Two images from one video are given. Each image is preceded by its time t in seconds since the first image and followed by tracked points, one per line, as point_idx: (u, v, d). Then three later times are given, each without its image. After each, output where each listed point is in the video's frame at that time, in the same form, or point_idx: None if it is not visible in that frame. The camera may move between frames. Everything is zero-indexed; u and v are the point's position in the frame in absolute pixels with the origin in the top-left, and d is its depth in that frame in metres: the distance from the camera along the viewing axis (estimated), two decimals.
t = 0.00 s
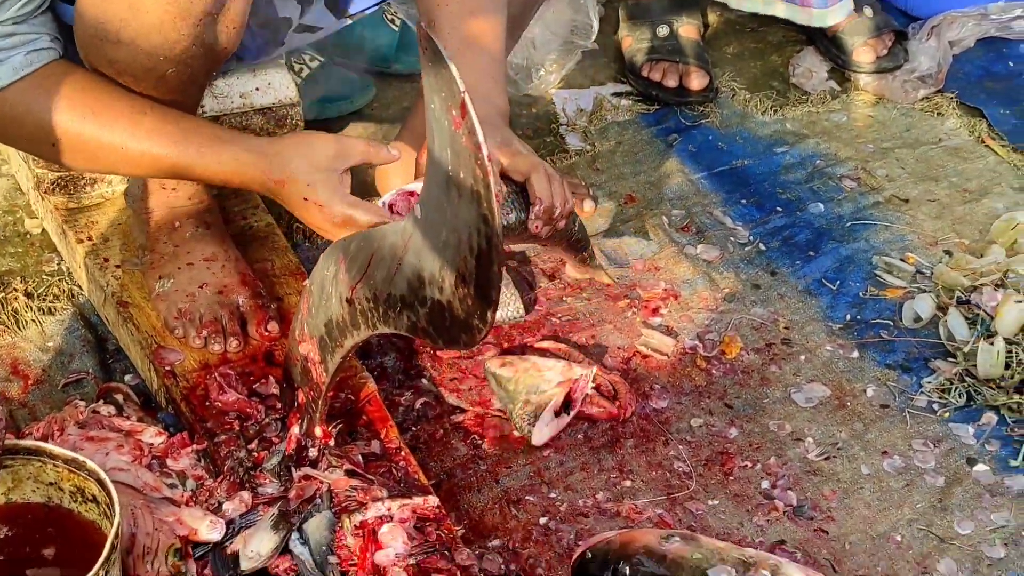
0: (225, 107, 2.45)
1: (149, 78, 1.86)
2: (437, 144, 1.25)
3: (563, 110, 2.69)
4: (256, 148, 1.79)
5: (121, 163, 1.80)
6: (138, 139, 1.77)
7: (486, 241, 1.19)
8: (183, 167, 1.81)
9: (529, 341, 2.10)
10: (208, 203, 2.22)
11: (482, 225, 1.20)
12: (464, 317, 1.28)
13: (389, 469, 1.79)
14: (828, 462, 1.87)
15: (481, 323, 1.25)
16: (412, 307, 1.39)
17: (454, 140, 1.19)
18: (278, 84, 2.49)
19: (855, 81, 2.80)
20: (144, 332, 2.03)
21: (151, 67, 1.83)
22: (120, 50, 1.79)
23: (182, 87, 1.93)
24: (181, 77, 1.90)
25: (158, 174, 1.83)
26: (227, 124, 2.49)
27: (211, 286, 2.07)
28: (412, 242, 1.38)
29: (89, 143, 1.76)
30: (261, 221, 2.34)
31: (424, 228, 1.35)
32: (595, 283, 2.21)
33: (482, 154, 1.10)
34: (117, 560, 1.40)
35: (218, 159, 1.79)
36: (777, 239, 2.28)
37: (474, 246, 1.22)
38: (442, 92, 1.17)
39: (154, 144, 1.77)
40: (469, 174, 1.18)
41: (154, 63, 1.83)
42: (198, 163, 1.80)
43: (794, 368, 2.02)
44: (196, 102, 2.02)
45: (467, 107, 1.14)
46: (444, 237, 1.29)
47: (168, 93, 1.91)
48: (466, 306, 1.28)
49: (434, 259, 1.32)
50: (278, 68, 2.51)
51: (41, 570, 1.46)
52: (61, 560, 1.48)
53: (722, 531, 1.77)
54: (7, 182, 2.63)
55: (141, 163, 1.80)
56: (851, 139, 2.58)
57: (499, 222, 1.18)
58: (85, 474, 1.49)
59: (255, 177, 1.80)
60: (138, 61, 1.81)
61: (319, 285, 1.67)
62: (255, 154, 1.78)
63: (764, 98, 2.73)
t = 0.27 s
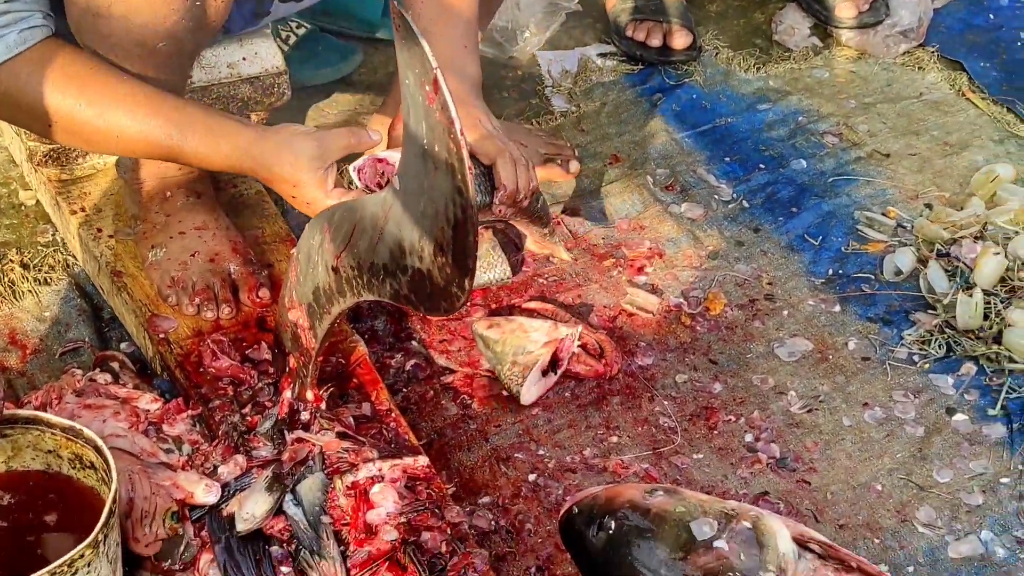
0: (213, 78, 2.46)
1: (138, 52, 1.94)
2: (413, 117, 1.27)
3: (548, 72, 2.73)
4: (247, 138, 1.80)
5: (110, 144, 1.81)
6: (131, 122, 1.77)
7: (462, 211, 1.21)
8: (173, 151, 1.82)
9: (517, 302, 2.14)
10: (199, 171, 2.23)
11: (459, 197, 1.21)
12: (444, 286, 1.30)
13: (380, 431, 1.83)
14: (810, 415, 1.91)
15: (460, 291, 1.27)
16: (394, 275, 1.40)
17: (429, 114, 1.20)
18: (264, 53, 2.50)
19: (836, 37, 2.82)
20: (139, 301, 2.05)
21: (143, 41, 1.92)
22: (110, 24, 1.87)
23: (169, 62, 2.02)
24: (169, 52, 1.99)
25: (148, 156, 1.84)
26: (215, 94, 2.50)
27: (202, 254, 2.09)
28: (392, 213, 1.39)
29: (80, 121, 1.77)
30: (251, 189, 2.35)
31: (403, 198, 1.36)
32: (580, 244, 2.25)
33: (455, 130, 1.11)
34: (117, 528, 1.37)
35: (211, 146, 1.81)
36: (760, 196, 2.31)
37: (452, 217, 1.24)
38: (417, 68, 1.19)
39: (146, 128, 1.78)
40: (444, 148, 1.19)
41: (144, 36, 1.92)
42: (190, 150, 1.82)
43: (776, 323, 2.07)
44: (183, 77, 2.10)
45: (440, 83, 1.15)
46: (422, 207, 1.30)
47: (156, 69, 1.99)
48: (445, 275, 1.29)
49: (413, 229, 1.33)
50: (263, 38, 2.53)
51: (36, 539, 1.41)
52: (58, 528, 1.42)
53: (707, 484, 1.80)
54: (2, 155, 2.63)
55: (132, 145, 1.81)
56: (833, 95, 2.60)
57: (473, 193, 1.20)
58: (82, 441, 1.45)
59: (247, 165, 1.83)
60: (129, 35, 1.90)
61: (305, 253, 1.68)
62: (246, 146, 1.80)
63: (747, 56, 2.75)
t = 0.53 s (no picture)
0: (207, 57, 2.47)
1: (133, 35, 1.96)
2: (400, 99, 1.29)
3: (539, 45, 2.77)
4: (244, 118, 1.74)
5: (112, 128, 1.83)
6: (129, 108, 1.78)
7: (446, 191, 1.23)
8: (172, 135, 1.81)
9: (509, 273, 2.18)
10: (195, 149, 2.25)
11: (443, 177, 1.24)
12: (432, 262, 1.32)
13: (376, 401, 1.87)
14: (797, 379, 1.95)
15: (447, 268, 1.30)
16: (385, 252, 1.43)
17: (414, 97, 1.23)
18: (258, 32, 2.51)
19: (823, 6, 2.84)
20: (139, 278, 2.08)
21: (137, 25, 1.94)
22: (106, 8, 1.89)
23: (164, 44, 2.04)
24: (164, 34, 2.01)
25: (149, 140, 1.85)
26: (208, 74, 2.49)
27: (200, 232, 2.12)
28: (382, 192, 1.42)
29: (80, 105, 1.79)
30: (247, 165, 2.38)
31: (392, 178, 1.39)
32: (572, 215, 2.29)
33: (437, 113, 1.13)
34: (119, 498, 1.39)
35: (209, 129, 1.78)
36: (748, 164, 2.34)
37: (437, 196, 1.26)
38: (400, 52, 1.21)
39: (145, 112, 1.79)
40: (428, 130, 1.21)
41: (139, 19, 1.94)
42: (187, 135, 1.81)
43: (764, 290, 2.11)
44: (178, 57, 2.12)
45: (423, 67, 1.17)
46: (410, 186, 1.33)
47: (152, 52, 2.02)
48: (433, 252, 1.32)
49: (402, 207, 1.36)
50: (257, 18, 2.53)
51: (47, 513, 1.45)
52: (66, 501, 1.47)
53: (696, 448, 1.85)
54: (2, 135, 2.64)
55: (131, 129, 1.82)
56: (820, 63, 2.65)
57: (458, 173, 1.22)
58: (86, 417, 1.47)
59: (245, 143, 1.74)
60: (123, 19, 1.92)
61: (300, 231, 1.70)
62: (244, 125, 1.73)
63: (735, 26, 2.78)
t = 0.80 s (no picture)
0: (201, 53, 2.48)
1: (125, 32, 1.99)
2: (388, 98, 1.32)
3: (528, 37, 2.88)
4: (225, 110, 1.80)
5: (98, 121, 1.88)
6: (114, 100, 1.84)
7: (434, 187, 1.26)
8: (156, 126, 1.88)
9: (500, 262, 2.21)
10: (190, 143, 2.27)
11: (431, 174, 1.26)
12: (421, 257, 1.35)
13: (370, 390, 1.90)
14: (783, 364, 2.00)
15: (436, 263, 1.32)
16: (376, 246, 1.46)
17: (402, 97, 1.25)
18: (252, 28, 2.51)
19: None
20: (136, 271, 2.10)
21: (129, 22, 1.97)
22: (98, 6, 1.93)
23: (158, 41, 2.06)
24: (157, 32, 2.03)
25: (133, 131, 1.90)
26: (203, 69, 2.52)
27: (196, 225, 2.14)
28: (373, 188, 1.44)
29: (67, 99, 1.84)
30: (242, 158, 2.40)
31: (381, 174, 1.41)
32: (562, 205, 2.34)
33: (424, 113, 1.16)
34: (120, 488, 1.43)
35: (191, 119, 1.85)
36: (736, 152, 2.44)
37: (426, 193, 1.28)
38: (388, 54, 1.23)
39: (128, 105, 1.84)
40: (416, 129, 1.24)
41: (131, 18, 1.97)
42: (172, 127, 1.87)
43: (751, 276, 2.17)
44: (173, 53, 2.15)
45: (410, 68, 1.20)
46: (399, 183, 1.35)
47: (145, 49, 2.05)
48: (422, 247, 1.34)
49: (392, 204, 1.39)
50: (249, 12, 2.53)
51: (50, 503, 1.49)
52: (70, 491, 1.51)
53: (685, 432, 1.88)
54: None
55: (116, 121, 1.88)
56: (806, 51, 2.79)
57: (446, 170, 1.24)
58: (86, 409, 1.50)
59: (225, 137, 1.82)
60: (115, 17, 1.95)
61: (293, 226, 1.73)
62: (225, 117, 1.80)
63: (722, 15, 2.92)
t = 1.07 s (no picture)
0: (191, 50, 2.47)
1: (111, 29, 1.98)
2: (375, 98, 1.32)
3: (519, 31, 2.89)
4: (217, 110, 1.87)
5: (82, 115, 1.89)
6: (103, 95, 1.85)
7: (422, 187, 1.26)
8: (142, 121, 1.89)
9: (491, 258, 2.21)
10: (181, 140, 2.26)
11: (419, 174, 1.26)
12: (409, 256, 1.35)
13: (362, 386, 1.90)
14: (773, 358, 2.00)
15: (423, 262, 1.32)
16: (365, 244, 1.46)
17: (389, 97, 1.25)
18: (241, 24, 2.52)
19: None
20: (129, 269, 2.09)
21: (115, 19, 1.96)
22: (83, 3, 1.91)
23: (145, 37, 2.05)
24: (144, 28, 2.02)
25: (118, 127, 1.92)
26: (194, 66, 2.50)
27: (187, 222, 2.13)
28: (361, 186, 1.45)
29: (54, 93, 1.84)
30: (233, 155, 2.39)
31: (370, 173, 1.42)
32: (553, 200, 2.35)
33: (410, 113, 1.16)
34: (113, 486, 1.44)
35: (178, 115, 1.88)
36: (726, 147, 2.45)
37: (413, 192, 1.28)
38: (375, 54, 1.23)
39: (116, 100, 1.86)
40: (403, 128, 1.24)
41: (117, 15, 1.95)
42: (160, 125, 1.90)
43: (742, 270, 2.17)
44: (161, 49, 2.15)
45: (397, 68, 1.20)
46: (387, 182, 1.35)
47: (132, 45, 2.04)
48: (410, 245, 1.34)
49: (380, 202, 1.39)
50: (238, 9, 2.53)
51: (42, 500, 1.48)
52: (61, 488, 1.50)
53: (674, 426, 1.89)
54: None
55: (101, 116, 1.89)
56: (796, 45, 2.80)
57: (433, 169, 1.24)
58: (79, 407, 1.50)
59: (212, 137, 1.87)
60: (101, 14, 1.94)
61: (283, 223, 1.73)
62: (216, 117, 1.86)
63: (713, 8, 2.92)
